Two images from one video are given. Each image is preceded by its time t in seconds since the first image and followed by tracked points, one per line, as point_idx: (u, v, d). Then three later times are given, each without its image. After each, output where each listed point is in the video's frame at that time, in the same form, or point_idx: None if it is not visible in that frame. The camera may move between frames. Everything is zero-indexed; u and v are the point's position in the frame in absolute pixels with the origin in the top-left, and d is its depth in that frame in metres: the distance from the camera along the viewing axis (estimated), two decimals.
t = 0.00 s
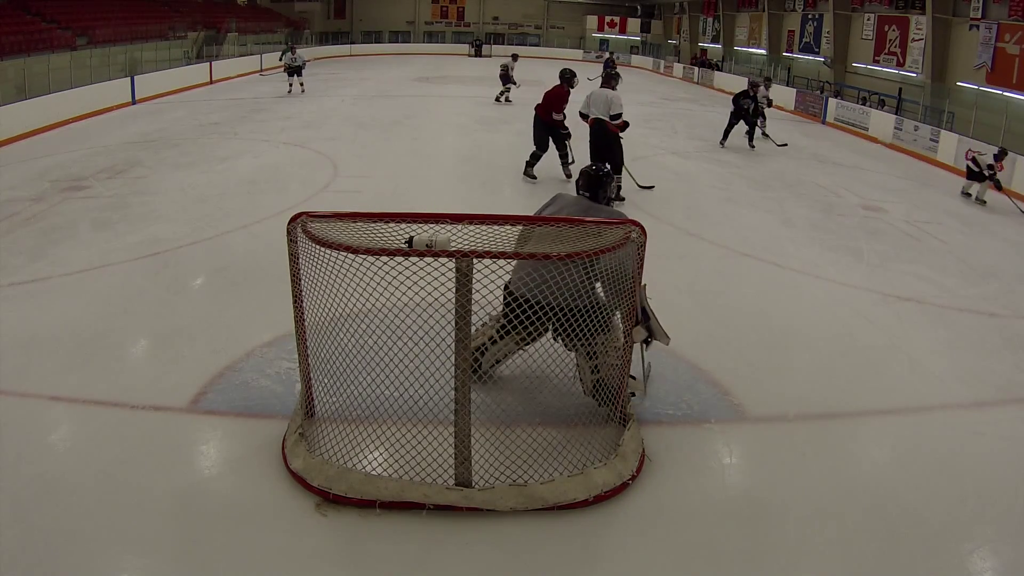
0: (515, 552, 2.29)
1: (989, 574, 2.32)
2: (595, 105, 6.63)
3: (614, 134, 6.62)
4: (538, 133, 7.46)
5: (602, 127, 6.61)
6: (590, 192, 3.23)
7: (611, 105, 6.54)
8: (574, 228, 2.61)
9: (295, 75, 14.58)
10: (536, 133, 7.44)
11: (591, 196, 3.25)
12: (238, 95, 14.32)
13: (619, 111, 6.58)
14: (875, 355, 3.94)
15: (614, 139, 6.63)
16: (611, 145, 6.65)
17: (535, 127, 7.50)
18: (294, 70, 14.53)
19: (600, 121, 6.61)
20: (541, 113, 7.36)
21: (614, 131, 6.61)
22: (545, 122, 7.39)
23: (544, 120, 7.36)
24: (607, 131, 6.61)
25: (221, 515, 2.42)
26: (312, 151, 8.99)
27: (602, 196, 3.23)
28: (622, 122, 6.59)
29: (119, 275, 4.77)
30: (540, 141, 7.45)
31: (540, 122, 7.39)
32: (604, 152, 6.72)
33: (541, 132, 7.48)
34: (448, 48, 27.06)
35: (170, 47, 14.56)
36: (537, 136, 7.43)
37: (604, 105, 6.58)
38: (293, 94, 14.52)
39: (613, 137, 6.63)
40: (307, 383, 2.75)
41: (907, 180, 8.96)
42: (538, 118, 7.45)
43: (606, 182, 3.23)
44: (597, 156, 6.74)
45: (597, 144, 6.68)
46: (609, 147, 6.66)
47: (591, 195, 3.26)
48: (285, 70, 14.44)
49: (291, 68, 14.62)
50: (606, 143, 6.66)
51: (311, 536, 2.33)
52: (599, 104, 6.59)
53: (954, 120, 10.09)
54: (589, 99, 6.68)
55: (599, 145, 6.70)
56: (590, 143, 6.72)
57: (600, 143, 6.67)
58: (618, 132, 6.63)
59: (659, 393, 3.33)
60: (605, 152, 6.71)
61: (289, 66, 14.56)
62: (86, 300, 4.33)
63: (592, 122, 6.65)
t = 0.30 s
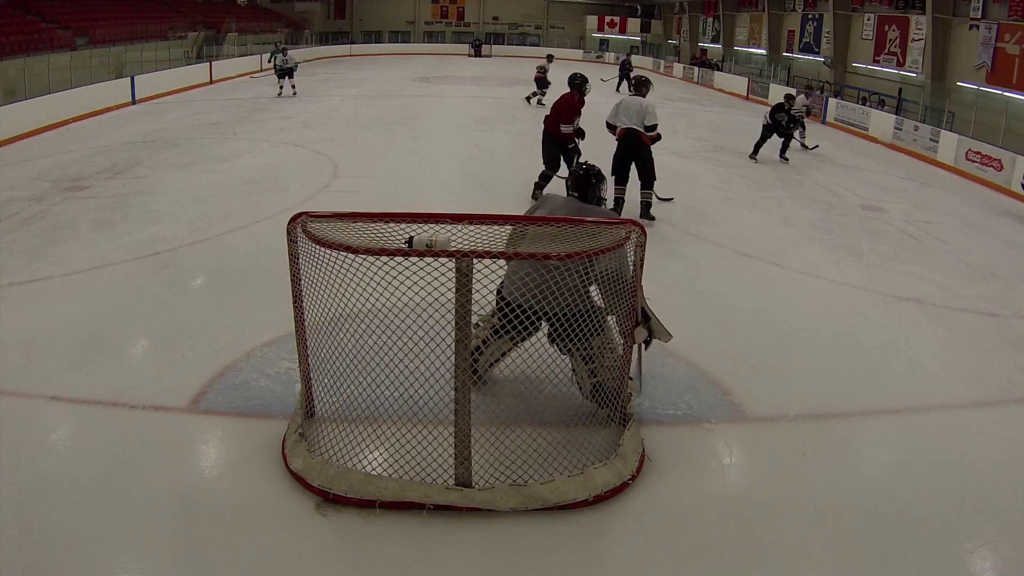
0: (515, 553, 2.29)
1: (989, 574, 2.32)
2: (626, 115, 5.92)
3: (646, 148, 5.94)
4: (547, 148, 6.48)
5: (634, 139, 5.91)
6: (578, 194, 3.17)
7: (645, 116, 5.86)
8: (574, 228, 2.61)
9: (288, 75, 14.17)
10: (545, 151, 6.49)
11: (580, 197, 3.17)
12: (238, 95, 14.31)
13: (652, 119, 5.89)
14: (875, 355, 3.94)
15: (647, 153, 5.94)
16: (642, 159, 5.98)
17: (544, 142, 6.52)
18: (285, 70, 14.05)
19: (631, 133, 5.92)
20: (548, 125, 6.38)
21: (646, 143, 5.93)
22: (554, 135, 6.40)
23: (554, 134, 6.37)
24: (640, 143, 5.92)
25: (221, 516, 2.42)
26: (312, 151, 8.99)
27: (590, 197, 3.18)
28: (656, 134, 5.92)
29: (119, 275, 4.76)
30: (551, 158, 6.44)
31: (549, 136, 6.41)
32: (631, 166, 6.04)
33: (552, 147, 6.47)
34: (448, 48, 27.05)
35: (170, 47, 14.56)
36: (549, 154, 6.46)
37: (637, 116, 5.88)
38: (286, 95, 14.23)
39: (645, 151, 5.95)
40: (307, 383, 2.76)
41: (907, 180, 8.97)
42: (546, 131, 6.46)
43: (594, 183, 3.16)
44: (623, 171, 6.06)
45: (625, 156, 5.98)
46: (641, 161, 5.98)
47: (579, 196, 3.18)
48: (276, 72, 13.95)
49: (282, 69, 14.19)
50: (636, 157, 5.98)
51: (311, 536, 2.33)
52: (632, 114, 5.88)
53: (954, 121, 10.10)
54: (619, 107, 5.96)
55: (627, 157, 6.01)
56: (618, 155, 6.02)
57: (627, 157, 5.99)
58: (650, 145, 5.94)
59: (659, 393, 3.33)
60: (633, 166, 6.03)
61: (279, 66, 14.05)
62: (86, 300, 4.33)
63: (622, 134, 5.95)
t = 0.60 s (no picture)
0: (515, 552, 2.29)
1: (989, 574, 2.32)
2: (679, 127, 5.44)
3: (696, 163, 5.50)
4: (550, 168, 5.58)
5: (686, 153, 5.46)
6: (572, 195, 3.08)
7: (701, 129, 5.40)
8: (574, 228, 2.61)
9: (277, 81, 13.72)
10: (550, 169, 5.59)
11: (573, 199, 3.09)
12: (238, 96, 14.32)
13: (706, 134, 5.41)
14: (875, 355, 3.94)
15: (696, 169, 5.50)
16: (690, 175, 5.53)
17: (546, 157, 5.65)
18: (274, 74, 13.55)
19: (682, 146, 5.46)
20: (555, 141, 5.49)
21: (697, 159, 5.49)
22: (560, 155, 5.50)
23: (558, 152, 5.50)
24: (691, 158, 5.48)
25: (220, 516, 2.42)
26: (312, 151, 8.99)
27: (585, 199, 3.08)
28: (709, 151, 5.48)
29: (119, 275, 4.76)
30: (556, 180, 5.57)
31: (554, 154, 5.51)
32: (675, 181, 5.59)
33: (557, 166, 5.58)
34: (448, 48, 27.05)
35: (170, 47, 14.57)
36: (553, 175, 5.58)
37: (691, 129, 5.41)
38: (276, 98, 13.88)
39: (696, 167, 5.51)
40: (307, 382, 2.76)
41: (907, 180, 8.97)
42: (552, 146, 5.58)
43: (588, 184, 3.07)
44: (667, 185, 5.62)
45: (674, 170, 5.52)
46: (689, 177, 5.53)
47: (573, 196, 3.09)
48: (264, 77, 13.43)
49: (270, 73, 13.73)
50: (684, 171, 5.53)
51: (312, 536, 2.33)
52: (687, 126, 5.41)
53: (954, 121, 10.10)
54: (670, 117, 5.47)
55: (675, 172, 5.55)
56: (664, 167, 5.55)
57: (673, 171, 5.54)
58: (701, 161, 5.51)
59: (659, 393, 3.33)
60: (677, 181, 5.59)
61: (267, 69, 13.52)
62: (87, 300, 4.33)
63: (672, 146, 5.48)
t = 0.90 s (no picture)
0: (516, 553, 2.29)
1: (989, 574, 2.32)
2: (734, 142, 5.02)
3: (752, 181, 5.09)
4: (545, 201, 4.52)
5: (741, 170, 5.05)
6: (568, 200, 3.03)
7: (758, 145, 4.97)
8: (574, 228, 2.61)
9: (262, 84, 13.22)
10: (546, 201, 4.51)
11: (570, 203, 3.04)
12: (238, 96, 14.31)
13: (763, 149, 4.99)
14: (875, 355, 3.94)
15: (751, 188, 5.10)
16: (745, 194, 5.11)
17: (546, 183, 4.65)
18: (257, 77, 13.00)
19: (738, 163, 5.04)
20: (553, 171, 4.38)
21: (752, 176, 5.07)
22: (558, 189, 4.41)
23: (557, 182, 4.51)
24: (746, 174, 5.07)
25: (220, 517, 2.42)
26: (312, 151, 8.99)
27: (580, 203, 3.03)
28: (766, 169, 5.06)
29: (119, 275, 4.77)
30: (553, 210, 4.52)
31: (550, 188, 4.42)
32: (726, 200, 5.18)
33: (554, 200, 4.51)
34: (448, 48, 27.05)
35: (170, 47, 14.56)
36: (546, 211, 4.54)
37: (747, 143, 4.99)
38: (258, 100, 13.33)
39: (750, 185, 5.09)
40: (307, 382, 2.76)
41: (907, 180, 8.96)
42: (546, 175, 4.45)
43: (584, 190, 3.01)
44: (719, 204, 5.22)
45: (726, 188, 5.12)
46: (743, 196, 5.12)
47: (570, 202, 3.03)
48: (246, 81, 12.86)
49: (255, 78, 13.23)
50: (737, 190, 5.13)
51: (312, 536, 2.33)
52: (742, 141, 4.99)
53: (954, 121, 10.10)
54: (723, 130, 5.05)
55: (727, 190, 5.13)
56: (715, 183, 5.15)
57: (725, 188, 5.13)
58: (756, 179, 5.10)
59: (659, 393, 3.33)
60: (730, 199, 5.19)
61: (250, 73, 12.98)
62: (87, 300, 4.33)
63: (726, 162, 5.07)
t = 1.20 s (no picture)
0: (517, 552, 2.29)
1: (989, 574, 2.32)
2: (775, 156, 4.65)
3: (796, 199, 4.68)
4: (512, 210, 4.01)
5: (785, 188, 4.66)
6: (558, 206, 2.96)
7: (801, 159, 4.57)
8: (574, 229, 2.60)
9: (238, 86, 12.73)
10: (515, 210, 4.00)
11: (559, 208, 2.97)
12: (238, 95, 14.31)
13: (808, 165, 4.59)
14: (875, 355, 3.94)
15: (796, 207, 4.69)
16: (789, 212, 4.71)
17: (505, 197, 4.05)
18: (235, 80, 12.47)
19: (779, 180, 4.65)
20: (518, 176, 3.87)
21: (797, 195, 4.67)
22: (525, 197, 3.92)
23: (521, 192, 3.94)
24: (789, 192, 4.67)
25: (220, 517, 2.42)
26: (312, 151, 8.99)
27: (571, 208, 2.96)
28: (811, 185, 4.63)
29: (119, 275, 4.76)
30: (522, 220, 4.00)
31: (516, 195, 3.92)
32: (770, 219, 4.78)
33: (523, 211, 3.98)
34: (448, 48, 27.06)
35: (170, 47, 14.56)
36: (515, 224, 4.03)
37: (789, 158, 4.61)
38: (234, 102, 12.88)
39: (795, 204, 4.69)
40: (307, 382, 2.77)
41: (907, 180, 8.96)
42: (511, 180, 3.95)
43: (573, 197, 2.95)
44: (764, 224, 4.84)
45: (768, 207, 4.74)
46: (786, 216, 4.71)
47: (562, 208, 2.96)
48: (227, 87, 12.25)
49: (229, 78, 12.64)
50: (782, 209, 4.74)
51: (312, 536, 2.33)
52: (784, 154, 4.61)
53: (955, 121, 10.12)
54: (764, 144, 4.69)
55: (771, 209, 4.75)
56: (758, 202, 4.78)
57: (768, 206, 4.74)
58: (801, 198, 4.68)
59: (659, 393, 3.33)
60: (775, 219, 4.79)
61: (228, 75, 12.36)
62: (86, 300, 4.33)
63: (767, 179, 4.70)
